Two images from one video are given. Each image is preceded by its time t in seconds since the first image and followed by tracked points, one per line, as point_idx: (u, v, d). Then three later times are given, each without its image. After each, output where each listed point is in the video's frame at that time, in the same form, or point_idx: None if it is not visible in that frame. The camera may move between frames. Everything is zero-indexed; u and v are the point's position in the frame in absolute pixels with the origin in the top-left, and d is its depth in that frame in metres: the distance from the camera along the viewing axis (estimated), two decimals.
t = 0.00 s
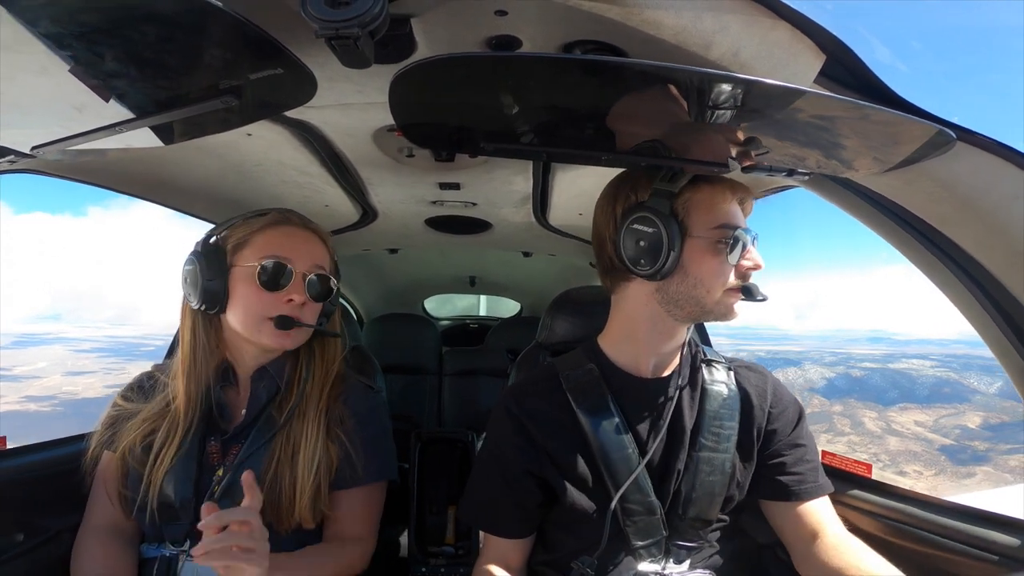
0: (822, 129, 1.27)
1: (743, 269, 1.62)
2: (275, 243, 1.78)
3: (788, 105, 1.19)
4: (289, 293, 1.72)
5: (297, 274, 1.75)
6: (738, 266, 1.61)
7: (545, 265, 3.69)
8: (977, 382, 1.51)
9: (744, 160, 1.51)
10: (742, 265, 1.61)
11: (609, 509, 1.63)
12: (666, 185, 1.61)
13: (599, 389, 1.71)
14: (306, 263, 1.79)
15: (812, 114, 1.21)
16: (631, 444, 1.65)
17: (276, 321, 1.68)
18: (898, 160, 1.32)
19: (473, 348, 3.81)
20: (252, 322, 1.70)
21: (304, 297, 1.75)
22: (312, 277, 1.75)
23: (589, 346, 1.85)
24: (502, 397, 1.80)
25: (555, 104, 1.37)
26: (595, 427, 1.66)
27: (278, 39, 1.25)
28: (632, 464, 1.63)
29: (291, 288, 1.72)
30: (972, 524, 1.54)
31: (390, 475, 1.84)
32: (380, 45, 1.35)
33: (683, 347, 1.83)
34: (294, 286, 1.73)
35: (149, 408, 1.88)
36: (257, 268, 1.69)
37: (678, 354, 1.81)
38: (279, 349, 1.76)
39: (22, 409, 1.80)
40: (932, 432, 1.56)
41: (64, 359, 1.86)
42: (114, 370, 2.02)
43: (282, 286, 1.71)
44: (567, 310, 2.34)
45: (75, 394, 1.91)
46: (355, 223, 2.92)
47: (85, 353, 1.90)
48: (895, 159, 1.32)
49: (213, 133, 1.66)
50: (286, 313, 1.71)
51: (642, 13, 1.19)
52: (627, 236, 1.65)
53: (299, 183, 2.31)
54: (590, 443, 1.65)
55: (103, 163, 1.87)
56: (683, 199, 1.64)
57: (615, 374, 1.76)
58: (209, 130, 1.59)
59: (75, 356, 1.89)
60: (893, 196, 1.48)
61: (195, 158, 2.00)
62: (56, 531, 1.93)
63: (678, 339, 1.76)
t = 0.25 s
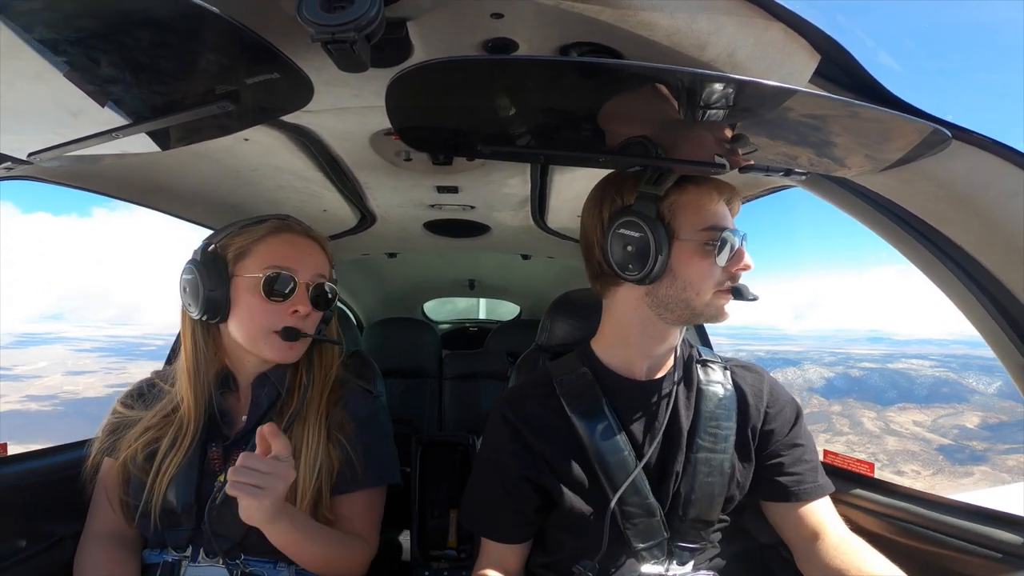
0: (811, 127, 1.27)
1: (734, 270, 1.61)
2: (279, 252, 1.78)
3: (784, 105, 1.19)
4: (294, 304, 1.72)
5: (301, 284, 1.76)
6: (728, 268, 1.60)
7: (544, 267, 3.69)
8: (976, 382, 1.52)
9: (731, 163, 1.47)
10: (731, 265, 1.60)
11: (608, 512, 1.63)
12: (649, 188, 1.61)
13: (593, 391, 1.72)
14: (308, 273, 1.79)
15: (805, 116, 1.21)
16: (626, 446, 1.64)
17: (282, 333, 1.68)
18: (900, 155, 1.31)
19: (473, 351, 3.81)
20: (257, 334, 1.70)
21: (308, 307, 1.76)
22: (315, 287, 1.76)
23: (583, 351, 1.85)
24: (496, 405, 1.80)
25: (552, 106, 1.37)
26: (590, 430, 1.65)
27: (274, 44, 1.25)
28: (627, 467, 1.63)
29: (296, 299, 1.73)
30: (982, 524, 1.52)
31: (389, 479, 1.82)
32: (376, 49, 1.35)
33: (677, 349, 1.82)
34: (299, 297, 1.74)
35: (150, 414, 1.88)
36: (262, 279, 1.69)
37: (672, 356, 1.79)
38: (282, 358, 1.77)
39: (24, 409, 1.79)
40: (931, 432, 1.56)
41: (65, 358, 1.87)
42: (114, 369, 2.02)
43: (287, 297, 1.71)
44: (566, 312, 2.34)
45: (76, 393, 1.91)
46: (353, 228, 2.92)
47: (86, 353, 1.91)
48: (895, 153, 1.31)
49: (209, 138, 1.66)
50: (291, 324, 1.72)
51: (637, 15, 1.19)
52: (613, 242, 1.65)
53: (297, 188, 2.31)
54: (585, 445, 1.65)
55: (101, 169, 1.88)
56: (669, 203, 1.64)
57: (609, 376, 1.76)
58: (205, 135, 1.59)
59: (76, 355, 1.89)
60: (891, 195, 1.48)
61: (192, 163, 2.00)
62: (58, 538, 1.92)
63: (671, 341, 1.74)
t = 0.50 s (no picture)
0: (807, 127, 1.27)
1: (731, 269, 1.60)
2: (268, 253, 1.77)
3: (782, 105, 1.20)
4: (286, 305, 1.72)
5: (292, 285, 1.76)
6: (725, 268, 1.60)
7: (543, 267, 3.69)
8: (975, 382, 1.53)
9: (727, 161, 1.46)
10: (728, 265, 1.60)
11: (607, 512, 1.63)
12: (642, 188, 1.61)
13: (591, 392, 1.72)
14: (300, 273, 1.79)
15: (802, 117, 1.22)
16: (625, 446, 1.64)
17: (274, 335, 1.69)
18: (902, 151, 1.29)
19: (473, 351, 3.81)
20: (250, 337, 1.71)
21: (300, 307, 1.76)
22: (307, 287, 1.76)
23: (581, 351, 1.85)
24: (495, 406, 1.80)
25: (551, 106, 1.37)
26: (589, 430, 1.66)
27: (273, 45, 1.25)
28: (626, 467, 1.63)
29: (287, 300, 1.73)
30: (982, 523, 1.51)
31: (387, 479, 1.82)
32: (375, 49, 1.35)
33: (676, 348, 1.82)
34: (291, 298, 1.74)
35: (148, 416, 1.88)
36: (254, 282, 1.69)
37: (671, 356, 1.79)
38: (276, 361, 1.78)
39: (25, 408, 1.78)
40: (929, 432, 1.57)
41: (66, 357, 1.85)
42: (115, 369, 2.00)
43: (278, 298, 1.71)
44: (565, 312, 2.34)
45: (77, 393, 1.90)
46: (352, 229, 2.92)
47: (87, 352, 1.89)
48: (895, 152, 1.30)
49: (208, 139, 1.66)
50: (283, 326, 1.73)
51: (635, 15, 1.19)
52: (608, 245, 1.65)
53: (296, 188, 2.31)
54: (583, 446, 1.65)
55: (99, 170, 1.88)
56: (663, 204, 1.64)
57: (607, 377, 1.76)
58: (204, 136, 1.59)
59: (77, 355, 1.87)
60: (889, 194, 1.48)
61: (191, 164, 2.00)
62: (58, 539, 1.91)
63: (670, 342, 1.73)
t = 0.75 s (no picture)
0: (805, 131, 1.28)
1: (737, 274, 1.61)
2: (263, 257, 1.77)
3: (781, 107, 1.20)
4: (284, 309, 1.72)
5: (290, 288, 1.75)
6: (731, 272, 1.60)
7: (542, 269, 3.69)
8: (974, 382, 1.52)
9: (733, 160, 1.46)
10: (735, 270, 1.60)
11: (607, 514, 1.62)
12: (654, 191, 1.61)
13: (590, 394, 1.71)
14: (297, 275, 1.78)
15: (800, 119, 1.22)
16: (625, 449, 1.64)
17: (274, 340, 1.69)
18: (899, 154, 1.30)
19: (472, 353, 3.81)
20: (250, 343, 1.71)
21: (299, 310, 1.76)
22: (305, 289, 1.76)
23: (582, 352, 1.85)
24: (496, 408, 1.80)
25: (551, 108, 1.37)
26: (589, 432, 1.65)
27: (272, 47, 1.26)
28: (626, 469, 1.62)
29: (285, 304, 1.73)
30: (982, 524, 1.51)
31: (386, 482, 1.81)
32: (375, 52, 1.35)
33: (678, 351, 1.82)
34: (289, 301, 1.74)
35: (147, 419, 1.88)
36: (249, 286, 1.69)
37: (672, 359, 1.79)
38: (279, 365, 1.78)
39: (26, 408, 1.77)
40: (928, 432, 1.56)
41: (66, 358, 1.85)
42: (116, 369, 1.99)
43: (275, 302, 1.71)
44: (564, 313, 2.34)
45: (79, 393, 1.89)
46: (352, 231, 2.92)
47: (88, 351, 1.90)
48: (892, 155, 1.31)
49: (207, 141, 1.66)
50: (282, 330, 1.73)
51: (634, 18, 1.19)
52: (615, 246, 1.65)
53: (295, 190, 2.31)
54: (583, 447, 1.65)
55: (98, 172, 1.88)
56: (672, 207, 1.64)
57: (608, 379, 1.76)
58: (204, 138, 1.59)
59: (77, 354, 1.88)
60: (888, 195, 1.48)
61: (191, 166, 2.00)
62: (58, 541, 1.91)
63: (673, 344, 1.74)
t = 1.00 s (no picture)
0: (802, 131, 1.28)
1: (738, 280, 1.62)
2: (266, 259, 1.77)
3: (781, 107, 1.19)
4: (287, 311, 1.72)
5: (292, 290, 1.75)
6: (732, 277, 1.61)
7: (542, 269, 3.69)
8: (973, 381, 1.53)
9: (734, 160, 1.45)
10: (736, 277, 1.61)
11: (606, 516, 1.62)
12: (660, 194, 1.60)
13: (589, 396, 1.71)
14: (299, 277, 1.78)
15: (797, 118, 1.22)
16: (624, 450, 1.64)
17: (279, 341, 1.70)
18: (898, 154, 1.30)
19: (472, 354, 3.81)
20: (254, 346, 1.71)
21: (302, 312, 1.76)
22: (308, 290, 1.76)
23: (579, 354, 1.85)
24: (495, 409, 1.80)
25: (550, 108, 1.37)
26: (587, 434, 1.65)
27: (272, 48, 1.26)
28: (625, 471, 1.62)
29: (289, 306, 1.73)
30: (982, 523, 1.51)
31: (386, 484, 1.81)
32: (374, 52, 1.35)
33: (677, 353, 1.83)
34: (291, 302, 1.73)
35: (146, 423, 1.88)
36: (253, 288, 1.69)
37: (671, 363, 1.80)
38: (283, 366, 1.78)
39: (28, 408, 1.77)
40: (927, 431, 1.57)
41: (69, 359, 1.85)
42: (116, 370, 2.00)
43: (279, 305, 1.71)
44: (564, 314, 2.34)
45: (80, 393, 1.90)
46: (352, 231, 2.92)
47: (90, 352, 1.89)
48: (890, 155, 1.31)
49: (206, 142, 1.66)
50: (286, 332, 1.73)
51: (633, 18, 1.19)
52: (619, 249, 1.64)
53: (295, 191, 2.31)
54: (582, 450, 1.65)
55: (98, 173, 1.88)
56: (677, 212, 1.63)
57: (608, 382, 1.76)
58: (203, 139, 1.59)
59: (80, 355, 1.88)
60: (887, 195, 1.48)
61: (190, 167, 2.00)
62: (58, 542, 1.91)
63: (672, 347, 1.74)
